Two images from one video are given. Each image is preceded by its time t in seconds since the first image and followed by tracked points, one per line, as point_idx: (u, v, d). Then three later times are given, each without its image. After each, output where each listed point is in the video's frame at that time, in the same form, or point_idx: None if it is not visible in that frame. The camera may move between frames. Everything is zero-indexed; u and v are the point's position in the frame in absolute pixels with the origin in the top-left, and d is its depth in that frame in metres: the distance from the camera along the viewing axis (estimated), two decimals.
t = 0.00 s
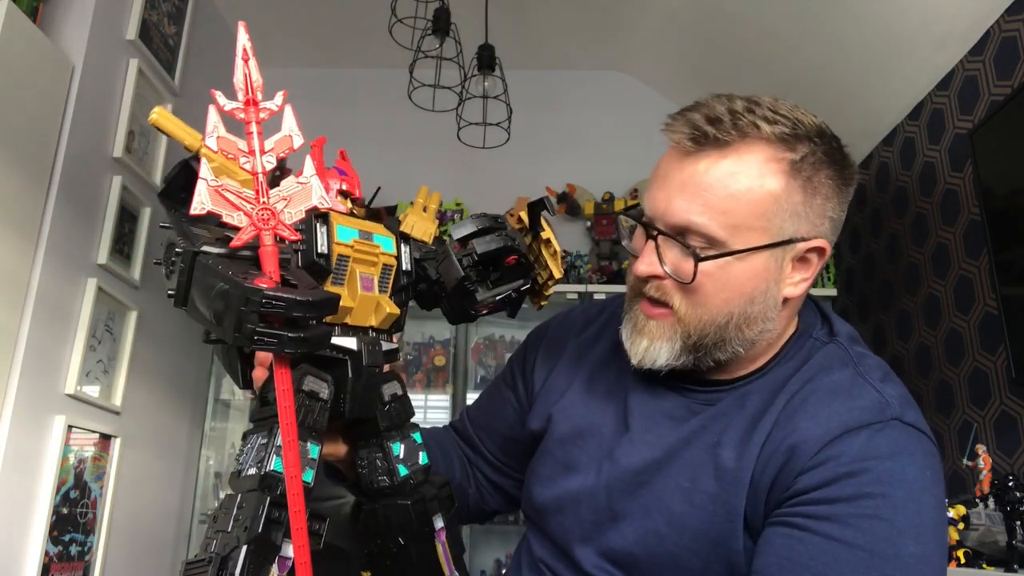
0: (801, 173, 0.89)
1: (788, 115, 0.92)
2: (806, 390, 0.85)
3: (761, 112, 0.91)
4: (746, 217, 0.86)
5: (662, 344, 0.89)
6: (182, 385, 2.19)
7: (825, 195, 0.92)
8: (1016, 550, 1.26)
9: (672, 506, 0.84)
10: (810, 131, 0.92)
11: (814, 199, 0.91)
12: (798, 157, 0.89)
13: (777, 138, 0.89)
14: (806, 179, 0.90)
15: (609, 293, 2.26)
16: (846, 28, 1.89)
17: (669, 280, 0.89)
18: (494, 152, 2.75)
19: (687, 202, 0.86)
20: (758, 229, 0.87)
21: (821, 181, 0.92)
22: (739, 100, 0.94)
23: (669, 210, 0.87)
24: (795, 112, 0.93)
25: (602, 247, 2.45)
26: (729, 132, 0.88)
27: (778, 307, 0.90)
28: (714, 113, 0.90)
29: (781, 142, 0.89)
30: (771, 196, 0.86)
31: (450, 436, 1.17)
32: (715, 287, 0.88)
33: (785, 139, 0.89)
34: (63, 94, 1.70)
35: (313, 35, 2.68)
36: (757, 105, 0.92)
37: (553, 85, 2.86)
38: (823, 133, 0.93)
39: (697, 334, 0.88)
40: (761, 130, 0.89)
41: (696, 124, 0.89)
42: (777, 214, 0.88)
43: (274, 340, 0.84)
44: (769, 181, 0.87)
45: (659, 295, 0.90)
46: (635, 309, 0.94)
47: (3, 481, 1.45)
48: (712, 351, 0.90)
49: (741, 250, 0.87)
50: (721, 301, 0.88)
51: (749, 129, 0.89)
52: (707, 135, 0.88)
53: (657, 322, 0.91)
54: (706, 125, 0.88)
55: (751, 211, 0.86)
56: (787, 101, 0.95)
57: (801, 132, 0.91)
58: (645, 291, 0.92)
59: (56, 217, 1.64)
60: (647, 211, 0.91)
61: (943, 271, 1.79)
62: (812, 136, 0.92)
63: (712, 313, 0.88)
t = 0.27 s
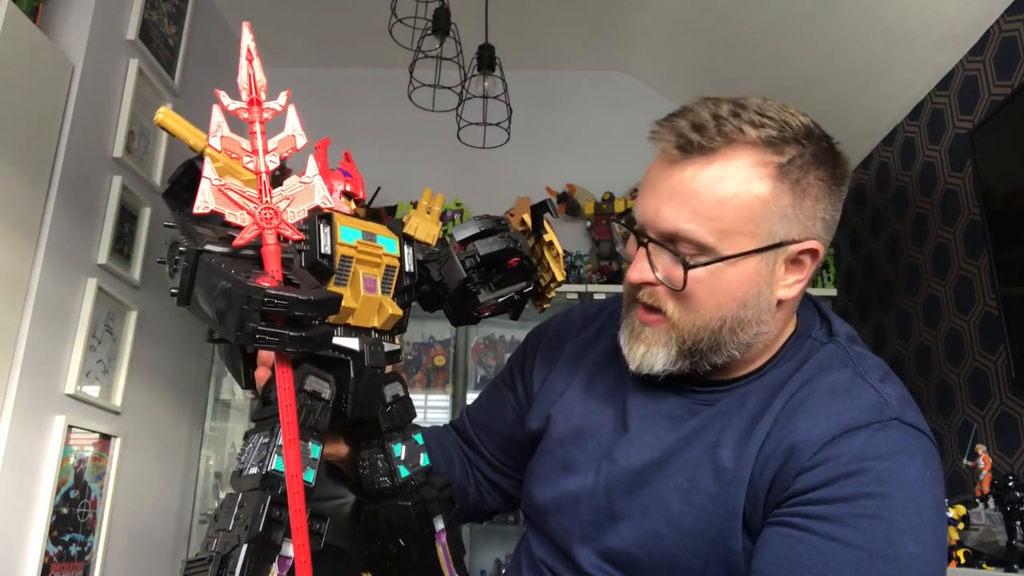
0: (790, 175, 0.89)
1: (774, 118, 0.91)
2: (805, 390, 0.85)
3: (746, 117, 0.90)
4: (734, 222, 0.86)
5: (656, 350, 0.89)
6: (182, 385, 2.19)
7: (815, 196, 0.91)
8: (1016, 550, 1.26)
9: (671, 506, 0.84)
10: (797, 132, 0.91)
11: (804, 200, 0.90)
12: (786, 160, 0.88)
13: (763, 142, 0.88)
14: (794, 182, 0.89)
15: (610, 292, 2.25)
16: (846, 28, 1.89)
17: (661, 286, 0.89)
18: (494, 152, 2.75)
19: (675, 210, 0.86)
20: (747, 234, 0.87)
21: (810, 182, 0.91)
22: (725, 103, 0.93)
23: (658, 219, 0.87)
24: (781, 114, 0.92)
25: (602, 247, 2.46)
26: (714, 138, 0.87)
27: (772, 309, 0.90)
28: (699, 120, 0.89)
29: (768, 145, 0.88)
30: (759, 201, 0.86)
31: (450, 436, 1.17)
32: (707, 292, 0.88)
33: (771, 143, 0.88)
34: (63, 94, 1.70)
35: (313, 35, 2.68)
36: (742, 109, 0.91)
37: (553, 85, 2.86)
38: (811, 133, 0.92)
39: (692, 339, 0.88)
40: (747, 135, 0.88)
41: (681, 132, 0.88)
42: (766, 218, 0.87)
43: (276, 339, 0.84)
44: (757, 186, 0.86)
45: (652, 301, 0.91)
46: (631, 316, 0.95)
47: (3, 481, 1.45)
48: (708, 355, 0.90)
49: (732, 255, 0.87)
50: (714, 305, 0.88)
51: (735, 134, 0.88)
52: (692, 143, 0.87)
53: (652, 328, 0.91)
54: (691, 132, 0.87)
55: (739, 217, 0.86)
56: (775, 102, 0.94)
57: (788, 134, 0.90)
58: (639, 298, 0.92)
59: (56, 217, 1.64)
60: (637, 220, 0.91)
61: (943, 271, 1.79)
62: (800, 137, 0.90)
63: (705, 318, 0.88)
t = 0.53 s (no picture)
0: (781, 186, 0.87)
1: (760, 128, 0.89)
2: (807, 391, 0.85)
3: (731, 129, 0.88)
4: (730, 241, 0.85)
5: (662, 368, 0.90)
6: (182, 385, 2.19)
7: (809, 201, 0.90)
8: (1016, 550, 1.26)
9: (672, 507, 0.84)
10: (784, 141, 0.89)
11: (797, 208, 0.89)
12: (775, 172, 0.87)
13: (750, 156, 0.86)
14: (786, 193, 0.88)
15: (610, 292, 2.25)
16: (846, 28, 1.89)
17: (663, 305, 0.89)
18: (494, 152, 2.75)
19: (670, 235, 0.85)
20: (744, 249, 0.86)
21: (802, 190, 0.89)
22: (709, 114, 0.90)
23: (654, 242, 0.86)
24: (767, 122, 0.90)
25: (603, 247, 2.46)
26: (701, 156, 0.85)
27: (774, 318, 0.89)
28: (684, 137, 0.87)
29: (757, 159, 0.86)
30: (753, 218, 0.85)
31: (451, 436, 1.17)
32: (708, 308, 0.87)
33: (761, 156, 0.86)
34: (63, 94, 1.70)
35: (313, 35, 2.67)
36: (727, 121, 0.89)
37: (553, 85, 2.86)
38: (798, 139, 0.91)
39: (696, 355, 0.89)
40: (734, 150, 0.86)
41: (667, 153, 0.86)
42: (761, 232, 0.86)
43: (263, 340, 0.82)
44: (749, 202, 0.85)
45: (654, 320, 0.90)
46: (633, 331, 0.95)
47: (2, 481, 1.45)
48: (712, 368, 0.90)
49: (731, 272, 0.86)
50: (717, 321, 0.88)
51: (723, 149, 0.86)
52: (680, 163, 0.85)
53: (657, 345, 0.91)
54: (678, 153, 0.85)
55: (734, 235, 0.85)
56: (759, 108, 0.92)
57: (775, 144, 0.88)
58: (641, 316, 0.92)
59: (57, 217, 1.64)
60: (632, 241, 0.90)
61: (943, 271, 1.79)
62: (787, 146, 0.89)
63: (708, 333, 0.88)
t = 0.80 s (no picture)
0: (779, 187, 0.87)
1: (758, 129, 0.88)
2: (806, 391, 0.85)
3: (729, 130, 0.88)
4: (727, 242, 0.85)
5: (660, 367, 0.89)
6: (182, 385, 2.19)
7: (806, 202, 0.90)
8: (1016, 550, 1.26)
9: (672, 507, 0.84)
10: (782, 141, 0.89)
11: (795, 209, 0.89)
12: (773, 173, 0.87)
13: (748, 157, 0.86)
14: (783, 194, 0.88)
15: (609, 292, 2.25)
16: (846, 28, 1.89)
17: (661, 305, 0.89)
18: (494, 152, 2.75)
19: (668, 237, 0.85)
20: (742, 250, 0.86)
21: (800, 190, 0.89)
22: (707, 114, 0.90)
23: (652, 244, 0.86)
24: (765, 122, 0.89)
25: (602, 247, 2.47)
26: (699, 158, 0.85)
27: (772, 318, 0.89)
28: (682, 139, 0.87)
29: (755, 159, 0.86)
30: (751, 219, 0.85)
31: (451, 436, 1.17)
32: (707, 308, 0.87)
33: (758, 157, 0.86)
34: (64, 94, 1.70)
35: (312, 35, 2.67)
36: (725, 121, 0.89)
37: (553, 85, 2.86)
38: (796, 139, 0.91)
39: (694, 355, 0.88)
40: (732, 151, 0.86)
41: (665, 154, 0.86)
42: (759, 233, 0.86)
43: (249, 341, 0.82)
44: (746, 203, 0.85)
45: (652, 320, 0.90)
46: (631, 330, 0.95)
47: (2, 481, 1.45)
48: (709, 368, 0.90)
49: (729, 273, 0.86)
50: (715, 321, 0.88)
51: (720, 150, 0.86)
52: (677, 165, 0.85)
53: (655, 345, 0.91)
54: (676, 155, 0.85)
55: (732, 236, 0.85)
56: (756, 108, 0.91)
57: (773, 145, 0.88)
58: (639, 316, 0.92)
59: (57, 217, 1.64)
60: (631, 242, 0.90)
61: (943, 271, 1.79)
62: (785, 147, 0.89)
63: (706, 333, 0.88)
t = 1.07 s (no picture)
0: (774, 187, 0.87)
1: (754, 128, 0.88)
2: (803, 390, 0.85)
3: (726, 129, 0.88)
4: (723, 241, 0.85)
5: (656, 365, 0.89)
6: (182, 385, 2.19)
7: (802, 201, 0.90)
8: (1016, 550, 1.26)
9: (669, 508, 0.84)
10: (779, 141, 0.89)
11: (791, 208, 0.89)
12: (769, 173, 0.87)
13: (743, 156, 0.86)
14: (778, 193, 0.88)
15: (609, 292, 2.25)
16: (846, 28, 1.89)
17: (656, 304, 0.89)
18: (494, 152, 2.75)
19: (663, 235, 0.85)
20: (737, 249, 0.86)
21: (795, 190, 0.90)
22: (704, 113, 0.90)
23: (647, 242, 0.86)
24: (762, 121, 0.89)
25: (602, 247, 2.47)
26: (695, 157, 0.85)
27: (767, 318, 0.89)
28: (679, 137, 0.87)
29: (751, 159, 0.86)
30: (746, 218, 0.85)
31: (450, 437, 1.17)
32: (702, 307, 0.87)
33: (755, 156, 0.86)
34: (63, 94, 1.70)
35: (312, 36, 2.68)
36: (721, 121, 0.89)
37: (552, 85, 2.86)
38: (793, 138, 0.90)
39: (690, 353, 0.88)
40: (728, 150, 0.86)
41: (661, 153, 0.86)
42: (754, 232, 0.86)
43: (247, 349, 0.83)
44: (742, 202, 0.85)
45: (647, 319, 0.90)
46: (627, 330, 0.94)
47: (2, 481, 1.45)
48: (705, 367, 0.89)
49: (725, 272, 0.86)
50: (710, 320, 0.88)
51: (716, 149, 0.86)
52: (674, 164, 0.85)
53: (650, 344, 0.91)
54: (672, 154, 0.85)
55: (727, 235, 0.85)
56: (754, 107, 0.91)
57: (769, 144, 0.88)
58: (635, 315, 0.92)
59: (56, 217, 1.64)
60: (627, 241, 0.90)
61: (943, 271, 1.79)
62: (782, 146, 0.89)
63: (701, 331, 0.88)
